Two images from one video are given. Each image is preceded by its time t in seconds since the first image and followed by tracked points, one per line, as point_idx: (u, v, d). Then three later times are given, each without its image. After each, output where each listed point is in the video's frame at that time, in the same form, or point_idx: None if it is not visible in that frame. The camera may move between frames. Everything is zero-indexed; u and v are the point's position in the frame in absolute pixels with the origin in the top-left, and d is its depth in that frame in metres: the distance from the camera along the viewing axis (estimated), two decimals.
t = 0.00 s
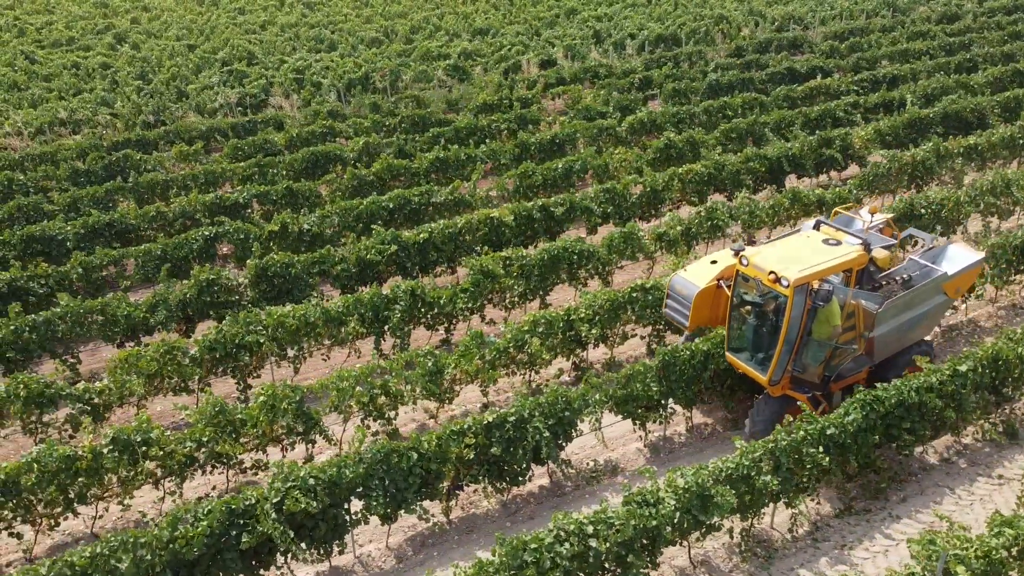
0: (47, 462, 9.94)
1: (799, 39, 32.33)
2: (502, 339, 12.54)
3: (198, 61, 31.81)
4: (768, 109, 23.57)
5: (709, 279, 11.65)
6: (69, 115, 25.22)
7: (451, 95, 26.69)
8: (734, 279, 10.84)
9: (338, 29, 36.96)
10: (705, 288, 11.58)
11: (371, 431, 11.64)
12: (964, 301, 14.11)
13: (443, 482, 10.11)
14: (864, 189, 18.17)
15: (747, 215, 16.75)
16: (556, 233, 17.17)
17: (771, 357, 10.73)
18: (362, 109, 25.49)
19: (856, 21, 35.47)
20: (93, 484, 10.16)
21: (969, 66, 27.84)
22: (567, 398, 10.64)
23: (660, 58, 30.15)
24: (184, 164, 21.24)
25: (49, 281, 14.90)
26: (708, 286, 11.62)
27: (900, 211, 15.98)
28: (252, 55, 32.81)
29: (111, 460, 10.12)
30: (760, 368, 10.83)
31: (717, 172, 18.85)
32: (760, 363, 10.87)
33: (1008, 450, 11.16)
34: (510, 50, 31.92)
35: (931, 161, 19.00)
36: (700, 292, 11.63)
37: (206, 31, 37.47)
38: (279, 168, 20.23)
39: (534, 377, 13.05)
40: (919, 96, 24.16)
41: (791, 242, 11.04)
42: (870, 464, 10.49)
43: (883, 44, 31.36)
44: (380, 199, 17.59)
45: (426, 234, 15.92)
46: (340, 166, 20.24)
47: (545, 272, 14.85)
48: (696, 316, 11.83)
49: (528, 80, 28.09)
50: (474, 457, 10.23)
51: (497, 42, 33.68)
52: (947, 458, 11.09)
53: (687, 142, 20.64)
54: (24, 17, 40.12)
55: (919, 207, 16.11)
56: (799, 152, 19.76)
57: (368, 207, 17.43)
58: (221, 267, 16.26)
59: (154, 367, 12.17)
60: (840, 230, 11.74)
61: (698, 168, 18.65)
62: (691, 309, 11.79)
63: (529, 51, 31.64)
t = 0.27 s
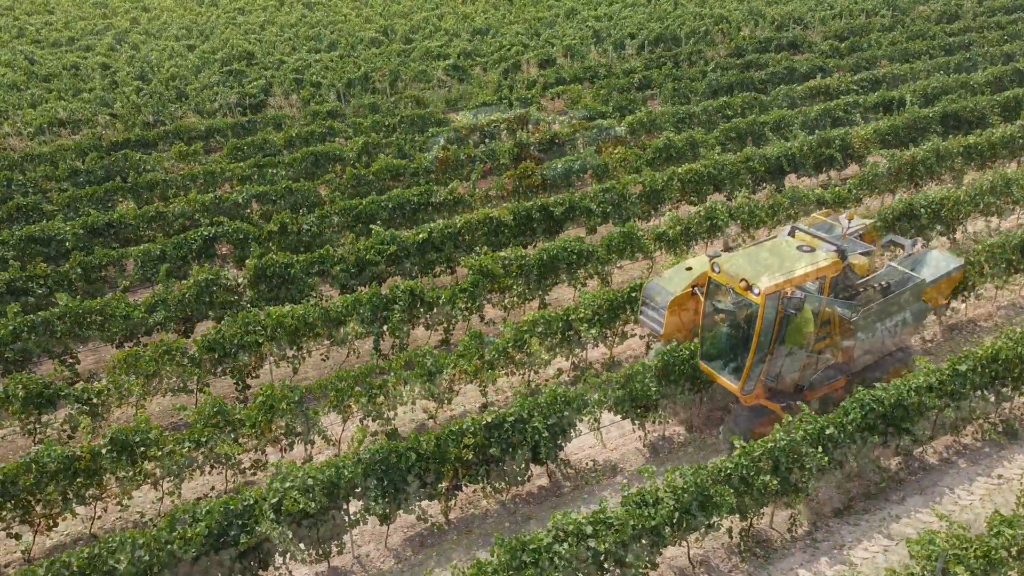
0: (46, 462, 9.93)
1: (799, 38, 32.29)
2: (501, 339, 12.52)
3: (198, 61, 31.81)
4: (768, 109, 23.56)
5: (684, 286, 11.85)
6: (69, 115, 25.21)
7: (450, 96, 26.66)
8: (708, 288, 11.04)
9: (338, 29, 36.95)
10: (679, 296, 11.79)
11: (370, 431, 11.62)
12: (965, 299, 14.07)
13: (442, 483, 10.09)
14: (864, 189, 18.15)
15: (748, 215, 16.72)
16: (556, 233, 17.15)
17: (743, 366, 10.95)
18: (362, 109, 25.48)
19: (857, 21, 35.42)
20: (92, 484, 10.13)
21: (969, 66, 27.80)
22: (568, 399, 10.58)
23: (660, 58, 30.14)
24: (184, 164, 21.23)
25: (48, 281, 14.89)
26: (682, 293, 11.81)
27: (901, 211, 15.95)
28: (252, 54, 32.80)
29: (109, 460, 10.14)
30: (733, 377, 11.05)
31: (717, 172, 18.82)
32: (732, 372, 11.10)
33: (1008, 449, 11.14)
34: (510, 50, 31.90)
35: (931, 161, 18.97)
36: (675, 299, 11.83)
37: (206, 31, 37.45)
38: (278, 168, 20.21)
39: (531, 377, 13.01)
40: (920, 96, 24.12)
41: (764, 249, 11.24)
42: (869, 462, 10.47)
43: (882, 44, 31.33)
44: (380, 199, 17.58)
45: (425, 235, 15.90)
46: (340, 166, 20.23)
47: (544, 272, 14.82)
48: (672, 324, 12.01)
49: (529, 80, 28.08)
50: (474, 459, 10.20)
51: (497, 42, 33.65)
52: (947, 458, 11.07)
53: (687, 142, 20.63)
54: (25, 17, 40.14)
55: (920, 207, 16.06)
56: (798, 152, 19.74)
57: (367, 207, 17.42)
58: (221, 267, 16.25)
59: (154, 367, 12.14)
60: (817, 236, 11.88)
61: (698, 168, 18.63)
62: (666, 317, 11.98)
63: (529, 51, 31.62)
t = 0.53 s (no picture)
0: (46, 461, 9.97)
1: (799, 38, 32.35)
2: (501, 338, 12.60)
3: (198, 61, 31.85)
4: (766, 110, 23.64)
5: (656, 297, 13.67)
6: (68, 114, 25.20)
7: (449, 95, 26.65)
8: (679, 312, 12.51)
9: (338, 27, 37.00)
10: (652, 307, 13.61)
11: (368, 427, 11.67)
12: (964, 298, 14.16)
13: (442, 481, 10.10)
14: (862, 189, 18.21)
15: (745, 213, 16.74)
16: (555, 233, 17.22)
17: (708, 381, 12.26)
18: (363, 108, 25.55)
19: (855, 20, 35.43)
20: (91, 484, 10.15)
21: (969, 66, 27.81)
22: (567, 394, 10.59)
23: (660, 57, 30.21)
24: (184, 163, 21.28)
25: (48, 281, 14.91)
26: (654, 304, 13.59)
27: (901, 211, 15.97)
28: (252, 53, 32.84)
29: (109, 460, 10.22)
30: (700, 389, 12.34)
31: (716, 171, 18.86)
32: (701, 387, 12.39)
33: (1004, 444, 11.19)
34: (510, 50, 31.94)
35: (926, 162, 19.08)
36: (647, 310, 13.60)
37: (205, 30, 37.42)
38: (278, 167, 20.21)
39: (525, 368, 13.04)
40: (918, 96, 24.17)
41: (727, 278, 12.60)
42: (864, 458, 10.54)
43: (882, 44, 31.34)
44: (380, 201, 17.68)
45: (425, 235, 15.99)
46: (340, 164, 20.28)
47: (543, 272, 14.87)
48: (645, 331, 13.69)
49: (528, 79, 28.13)
50: (474, 456, 10.20)
51: (497, 41, 33.69)
52: (945, 453, 11.08)
53: (686, 143, 20.73)
54: (25, 16, 40.18)
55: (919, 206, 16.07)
56: (796, 153, 19.87)
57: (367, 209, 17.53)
58: (221, 266, 16.30)
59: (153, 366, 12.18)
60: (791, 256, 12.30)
61: (697, 169, 18.68)
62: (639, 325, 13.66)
63: (529, 52, 31.66)
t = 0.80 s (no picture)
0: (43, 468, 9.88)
1: (800, 39, 32.22)
2: (503, 342, 12.46)
3: (198, 62, 31.75)
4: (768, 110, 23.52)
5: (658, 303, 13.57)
6: (67, 115, 25.07)
7: (450, 94, 26.50)
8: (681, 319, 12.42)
9: (339, 27, 36.87)
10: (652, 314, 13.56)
11: (368, 433, 11.54)
12: (969, 301, 14.02)
13: (444, 488, 9.95)
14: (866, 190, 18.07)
15: (749, 214, 16.59)
16: (556, 234, 17.08)
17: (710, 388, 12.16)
18: (363, 109, 25.44)
19: (856, 19, 35.29)
20: (89, 492, 10.06)
21: (972, 66, 27.66)
22: (571, 396, 10.40)
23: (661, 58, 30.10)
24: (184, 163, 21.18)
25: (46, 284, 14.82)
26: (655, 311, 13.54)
27: (906, 213, 15.84)
28: (252, 54, 32.73)
29: (106, 466, 10.12)
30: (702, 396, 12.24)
31: (718, 170, 18.70)
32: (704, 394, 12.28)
33: (1012, 450, 11.06)
34: (511, 50, 31.82)
35: (929, 163, 18.98)
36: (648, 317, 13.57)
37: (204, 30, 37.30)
38: (277, 168, 20.09)
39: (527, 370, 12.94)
40: (920, 96, 24.03)
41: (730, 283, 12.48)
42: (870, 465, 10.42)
43: (884, 45, 31.20)
44: (380, 203, 17.56)
45: (425, 237, 15.87)
46: (340, 164, 20.16)
47: (545, 269, 14.73)
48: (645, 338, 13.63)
49: (529, 80, 28.02)
50: (476, 462, 10.06)
51: (498, 42, 33.56)
52: (953, 459, 10.96)
53: (687, 145, 20.63)
54: (25, 16, 40.10)
55: (924, 209, 15.93)
56: (798, 153, 19.83)
57: (367, 211, 17.42)
58: (220, 268, 16.19)
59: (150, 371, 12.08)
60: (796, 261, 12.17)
61: (699, 170, 18.54)
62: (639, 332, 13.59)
63: (530, 52, 31.54)
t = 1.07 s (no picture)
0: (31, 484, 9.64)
1: (803, 39, 31.96)
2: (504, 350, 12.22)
3: (196, 63, 31.52)
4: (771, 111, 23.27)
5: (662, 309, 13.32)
6: (63, 118, 24.84)
7: (449, 96, 26.24)
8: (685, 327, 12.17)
9: (338, 27, 36.63)
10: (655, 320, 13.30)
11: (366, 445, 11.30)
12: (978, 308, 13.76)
13: (443, 504, 9.72)
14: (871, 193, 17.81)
15: (752, 219, 16.33)
16: (557, 238, 16.83)
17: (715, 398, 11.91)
18: (362, 110, 25.21)
19: (858, 19, 35.02)
20: (79, 508, 9.82)
21: (977, 67, 27.41)
22: (573, 408, 10.14)
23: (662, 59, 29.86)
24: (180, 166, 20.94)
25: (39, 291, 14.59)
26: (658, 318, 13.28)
27: (913, 217, 15.56)
28: (250, 55, 32.50)
29: (97, 482, 9.88)
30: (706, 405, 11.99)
31: (721, 173, 18.43)
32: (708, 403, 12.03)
33: None
34: (511, 51, 31.58)
35: (935, 166, 18.71)
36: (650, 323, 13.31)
37: (202, 30, 37.03)
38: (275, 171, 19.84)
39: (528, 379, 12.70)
40: (924, 97, 23.78)
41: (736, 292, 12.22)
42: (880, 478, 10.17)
43: (887, 46, 30.94)
44: (379, 207, 17.31)
45: (424, 242, 15.62)
46: (338, 167, 19.91)
47: (546, 276, 14.49)
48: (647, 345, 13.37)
49: (529, 81, 27.79)
50: (476, 476, 9.82)
51: (498, 42, 33.33)
52: (965, 472, 10.71)
53: (689, 148, 20.38)
54: (23, 17, 39.89)
55: (931, 212, 15.64)
56: (801, 155, 19.52)
57: (365, 215, 17.17)
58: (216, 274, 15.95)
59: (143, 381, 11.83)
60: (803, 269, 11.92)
61: (701, 173, 18.28)
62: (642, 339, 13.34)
63: (530, 52, 31.31)
